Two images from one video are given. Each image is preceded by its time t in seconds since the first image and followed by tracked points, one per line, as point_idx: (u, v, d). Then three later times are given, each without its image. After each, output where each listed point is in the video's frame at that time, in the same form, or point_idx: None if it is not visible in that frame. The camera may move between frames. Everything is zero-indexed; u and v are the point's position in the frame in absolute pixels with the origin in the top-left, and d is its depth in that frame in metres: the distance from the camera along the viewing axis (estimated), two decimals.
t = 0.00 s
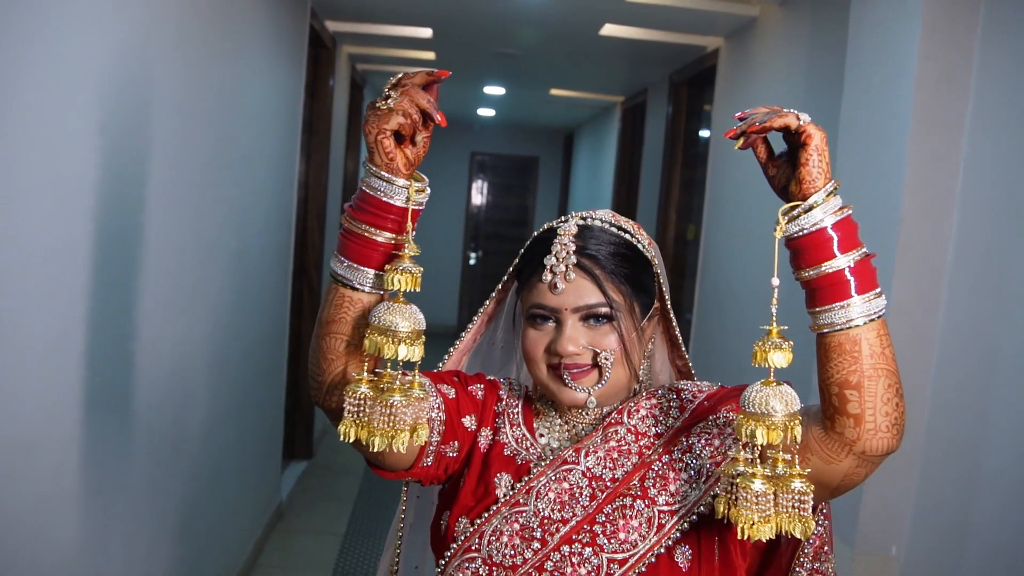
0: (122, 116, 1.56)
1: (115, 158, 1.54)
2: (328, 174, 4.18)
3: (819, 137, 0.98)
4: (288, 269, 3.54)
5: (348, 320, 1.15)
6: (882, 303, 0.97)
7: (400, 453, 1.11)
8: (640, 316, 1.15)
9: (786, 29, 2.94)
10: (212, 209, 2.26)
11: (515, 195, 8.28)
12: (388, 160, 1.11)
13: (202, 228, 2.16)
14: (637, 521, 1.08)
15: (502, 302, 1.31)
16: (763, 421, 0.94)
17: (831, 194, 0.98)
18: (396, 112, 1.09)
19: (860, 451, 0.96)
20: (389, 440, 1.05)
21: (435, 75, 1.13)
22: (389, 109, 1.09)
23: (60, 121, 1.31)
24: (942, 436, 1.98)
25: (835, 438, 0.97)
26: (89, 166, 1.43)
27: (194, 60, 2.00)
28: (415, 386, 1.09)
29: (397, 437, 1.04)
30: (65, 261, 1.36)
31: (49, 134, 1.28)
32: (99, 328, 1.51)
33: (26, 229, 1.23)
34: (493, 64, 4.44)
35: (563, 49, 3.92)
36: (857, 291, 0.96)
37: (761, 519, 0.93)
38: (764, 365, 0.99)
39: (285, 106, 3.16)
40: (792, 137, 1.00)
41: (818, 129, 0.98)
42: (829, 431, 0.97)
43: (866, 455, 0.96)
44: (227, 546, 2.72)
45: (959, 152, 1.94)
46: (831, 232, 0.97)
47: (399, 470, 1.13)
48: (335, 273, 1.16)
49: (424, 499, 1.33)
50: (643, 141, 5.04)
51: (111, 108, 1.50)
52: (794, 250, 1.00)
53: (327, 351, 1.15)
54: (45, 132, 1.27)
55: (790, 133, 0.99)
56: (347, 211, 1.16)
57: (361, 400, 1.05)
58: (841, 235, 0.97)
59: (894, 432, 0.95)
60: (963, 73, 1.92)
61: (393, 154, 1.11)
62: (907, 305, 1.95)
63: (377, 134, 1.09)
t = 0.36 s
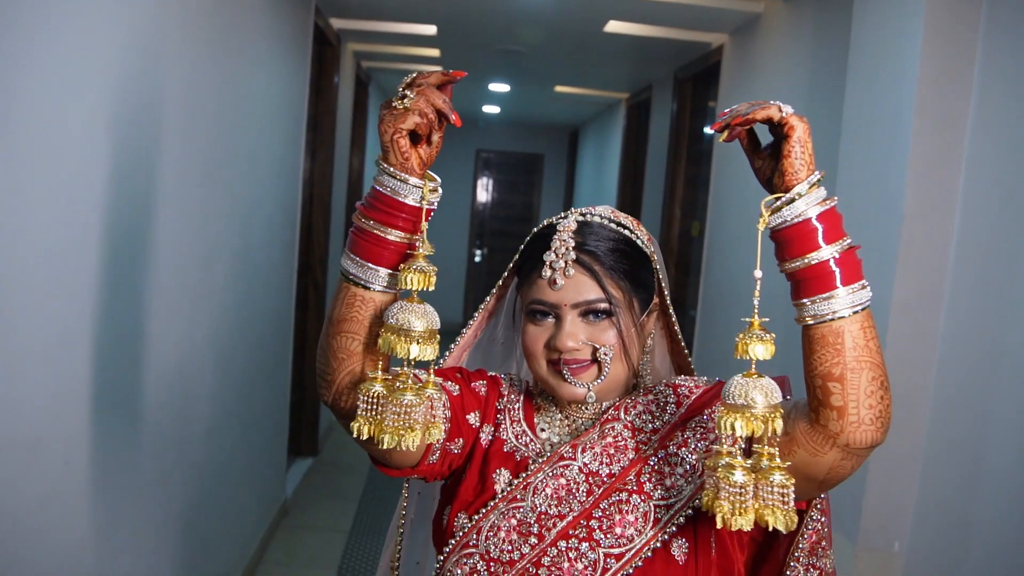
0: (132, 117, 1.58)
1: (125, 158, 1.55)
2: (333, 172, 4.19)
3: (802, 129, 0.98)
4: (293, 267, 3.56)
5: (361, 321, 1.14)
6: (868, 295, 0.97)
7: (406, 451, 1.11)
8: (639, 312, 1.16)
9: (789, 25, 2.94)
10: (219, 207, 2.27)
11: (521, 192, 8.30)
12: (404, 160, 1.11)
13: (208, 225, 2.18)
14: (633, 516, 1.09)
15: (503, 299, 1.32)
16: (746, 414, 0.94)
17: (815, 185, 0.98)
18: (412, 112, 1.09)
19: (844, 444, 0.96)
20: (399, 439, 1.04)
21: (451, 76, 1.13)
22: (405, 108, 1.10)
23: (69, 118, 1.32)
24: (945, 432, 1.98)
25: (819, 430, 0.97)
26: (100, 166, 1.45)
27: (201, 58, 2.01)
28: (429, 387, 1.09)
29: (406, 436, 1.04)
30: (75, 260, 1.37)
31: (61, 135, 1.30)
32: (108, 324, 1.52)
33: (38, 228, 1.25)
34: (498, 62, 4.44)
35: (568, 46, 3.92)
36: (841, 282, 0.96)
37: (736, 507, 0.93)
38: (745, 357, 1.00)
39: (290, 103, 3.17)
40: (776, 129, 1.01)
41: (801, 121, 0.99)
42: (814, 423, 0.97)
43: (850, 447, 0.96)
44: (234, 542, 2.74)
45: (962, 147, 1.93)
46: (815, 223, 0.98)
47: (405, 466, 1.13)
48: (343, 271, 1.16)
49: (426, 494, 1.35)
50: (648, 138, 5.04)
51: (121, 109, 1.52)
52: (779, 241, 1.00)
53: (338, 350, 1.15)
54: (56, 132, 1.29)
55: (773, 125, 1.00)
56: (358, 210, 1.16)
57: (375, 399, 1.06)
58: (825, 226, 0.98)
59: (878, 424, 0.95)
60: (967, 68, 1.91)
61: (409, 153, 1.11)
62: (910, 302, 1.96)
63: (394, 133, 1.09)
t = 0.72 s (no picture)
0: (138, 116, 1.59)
1: (131, 156, 1.57)
2: (337, 168, 4.20)
3: (780, 123, 0.99)
4: (297, 263, 3.57)
5: (374, 321, 1.10)
6: (850, 288, 0.97)
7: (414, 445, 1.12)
8: (637, 307, 1.17)
9: (792, 22, 2.94)
10: (223, 204, 2.28)
11: (525, 189, 8.30)
12: (422, 162, 1.08)
13: (213, 222, 2.19)
14: (628, 510, 1.10)
15: (502, 295, 1.32)
16: (725, 409, 0.94)
17: (795, 178, 0.98)
18: (431, 114, 1.05)
19: (826, 437, 0.95)
20: (414, 440, 1.02)
21: (470, 77, 1.09)
22: (425, 109, 1.06)
23: (77, 117, 1.34)
24: (946, 428, 1.99)
25: (802, 424, 0.97)
26: (106, 166, 1.46)
27: (207, 56, 2.02)
28: (445, 387, 1.07)
29: (421, 437, 1.02)
30: (82, 258, 1.39)
31: (68, 134, 1.31)
32: (114, 320, 1.54)
33: (45, 227, 1.26)
34: (502, 58, 4.45)
35: (572, 42, 3.92)
36: (824, 274, 0.96)
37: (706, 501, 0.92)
38: (720, 351, 1.00)
39: (293, 100, 3.18)
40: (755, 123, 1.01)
41: (780, 114, 0.99)
42: (798, 417, 0.98)
43: (832, 441, 0.95)
44: (238, 536, 2.76)
45: (963, 144, 1.94)
46: (796, 216, 0.97)
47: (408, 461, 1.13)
48: (356, 270, 1.11)
49: (426, 490, 1.35)
50: (652, 135, 5.04)
51: (127, 108, 1.53)
52: (760, 235, 1.00)
53: (350, 350, 1.11)
54: (64, 132, 1.30)
55: (753, 119, 1.00)
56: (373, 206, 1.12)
57: (390, 399, 1.04)
58: (806, 219, 0.97)
59: (860, 417, 0.94)
60: (969, 65, 1.91)
61: (426, 155, 1.08)
62: (911, 298, 1.96)
63: (413, 134, 1.06)
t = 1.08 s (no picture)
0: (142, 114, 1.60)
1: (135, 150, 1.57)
2: (340, 165, 4.21)
3: (758, 118, 0.94)
4: (300, 259, 3.58)
5: (385, 321, 1.06)
6: (831, 280, 0.93)
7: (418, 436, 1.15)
8: (635, 302, 1.18)
9: (796, 18, 2.93)
10: (227, 199, 2.29)
11: (529, 186, 8.31)
12: (440, 163, 1.03)
13: (217, 218, 2.20)
14: (623, 503, 1.11)
15: (501, 290, 1.33)
16: (695, 401, 0.92)
17: (774, 171, 0.94)
18: (452, 117, 1.01)
19: (810, 431, 0.92)
20: (431, 441, 1.02)
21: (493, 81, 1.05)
22: (446, 111, 1.01)
23: (82, 110, 1.35)
24: (947, 426, 2.00)
25: (786, 417, 0.93)
26: (110, 164, 1.47)
27: (211, 52, 2.02)
28: (464, 387, 1.05)
29: (437, 440, 1.01)
30: (87, 254, 1.40)
31: (73, 133, 1.32)
32: (118, 313, 1.55)
33: (51, 225, 1.27)
34: (505, 55, 4.45)
35: (575, 39, 3.92)
36: (805, 268, 0.92)
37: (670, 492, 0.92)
38: (694, 345, 0.97)
39: (297, 97, 3.19)
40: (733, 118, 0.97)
41: (757, 107, 0.95)
42: (781, 410, 0.94)
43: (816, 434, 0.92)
44: (241, 531, 2.77)
45: (964, 140, 1.94)
46: (776, 210, 0.93)
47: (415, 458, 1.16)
48: (368, 267, 1.07)
49: (426, 484, 1.36)
50: (655, 132, 5.04)
51: (131, 102, 1.54)
52: (740, 229, 0.96)
53: (361, 349, 1.07)
54: (70, 126, 1.31)
55: (730, 113, 0.96)
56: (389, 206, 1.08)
57: (409, 400, 1.04)
58: (786, 213, 0.93)
59: (843, 410, 0.91)
60: (970, 61, 1.92)
61: (445, 157, 1.03)
62: (912, 296, 1.96)
63: (433, 136, 1.01)
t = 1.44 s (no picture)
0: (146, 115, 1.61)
1: (139, 151, 1.58)
2: (343, 165, 4.22)
3: (737, 113, 0.94)
4: (305, 260, 3.59)
5: (397, 324, 1.01)
6: (814, 273, 0.92)
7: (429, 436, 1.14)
8: (635, 299, 1.19)
9: (796, 15, 2.93)
10: (231, 200, 2.30)
11: (532, 184, 8.32)
12: (459, 168, 0.98)
13: (221, 219, 2.21)
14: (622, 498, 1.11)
15: (502, 287, 1.34)
16: (666, 395, 0.92)
17: (755, 164, 0.93)
18: (472, 122, 0.97)
19: (797, 424, 0.92)
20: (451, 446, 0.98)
21: (516, 88, 1.01)
22: (466, 117, 0.97)
23: (86, 112, 1.36)
24: (949, 421, 2.00)
25: (773, 410, 0.93)
26: (115, 164, 1.48)
27: (213, 54, 2.03)
28: (489, 394, 1.02)
29: (459, 444, 0.98)
30: (93, 255, 1.41)
31: (78, 133, 1.33)
32: (125, 313, 1.56)
33: (57, 225, 1.29)
34: (508, 54, 4.45)
35: (577, 37, 3.92)
36: (787, 261, 0.92)
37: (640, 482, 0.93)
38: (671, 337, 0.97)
39: (300, 97, 3.20)
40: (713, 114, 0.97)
41: (735, 102, 0.94)
42: (769, 404, 0.94)
43: (802, 426, 0.92)
44: (247, 530, 2.79)
45: (965, 136, 1.94)
46: (758, 204, 0.93)
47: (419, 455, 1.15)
48: (382, 268, 1.02)
49: (430, 484, 1.35)
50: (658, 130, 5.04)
51: (134, 104, 1.55)
52: (723, 225, 0.95)
53: (372, 352, 1.01)
54: (74, 128, 1.32)
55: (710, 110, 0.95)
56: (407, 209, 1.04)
57: (433, 406, 1.01)
58: (768, 206, 0.93)
59: (828, 402, 0.90)
60: (970, 57, 1.92)
61: (464, 163, 0.99)
62: (912, 292, 1.97)
63: (452, 142, 0.97)
